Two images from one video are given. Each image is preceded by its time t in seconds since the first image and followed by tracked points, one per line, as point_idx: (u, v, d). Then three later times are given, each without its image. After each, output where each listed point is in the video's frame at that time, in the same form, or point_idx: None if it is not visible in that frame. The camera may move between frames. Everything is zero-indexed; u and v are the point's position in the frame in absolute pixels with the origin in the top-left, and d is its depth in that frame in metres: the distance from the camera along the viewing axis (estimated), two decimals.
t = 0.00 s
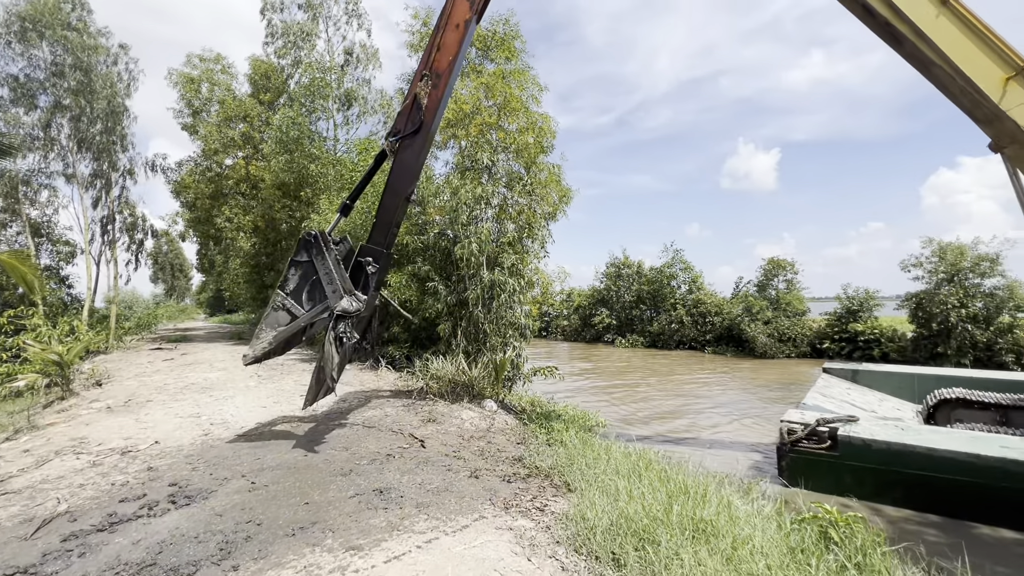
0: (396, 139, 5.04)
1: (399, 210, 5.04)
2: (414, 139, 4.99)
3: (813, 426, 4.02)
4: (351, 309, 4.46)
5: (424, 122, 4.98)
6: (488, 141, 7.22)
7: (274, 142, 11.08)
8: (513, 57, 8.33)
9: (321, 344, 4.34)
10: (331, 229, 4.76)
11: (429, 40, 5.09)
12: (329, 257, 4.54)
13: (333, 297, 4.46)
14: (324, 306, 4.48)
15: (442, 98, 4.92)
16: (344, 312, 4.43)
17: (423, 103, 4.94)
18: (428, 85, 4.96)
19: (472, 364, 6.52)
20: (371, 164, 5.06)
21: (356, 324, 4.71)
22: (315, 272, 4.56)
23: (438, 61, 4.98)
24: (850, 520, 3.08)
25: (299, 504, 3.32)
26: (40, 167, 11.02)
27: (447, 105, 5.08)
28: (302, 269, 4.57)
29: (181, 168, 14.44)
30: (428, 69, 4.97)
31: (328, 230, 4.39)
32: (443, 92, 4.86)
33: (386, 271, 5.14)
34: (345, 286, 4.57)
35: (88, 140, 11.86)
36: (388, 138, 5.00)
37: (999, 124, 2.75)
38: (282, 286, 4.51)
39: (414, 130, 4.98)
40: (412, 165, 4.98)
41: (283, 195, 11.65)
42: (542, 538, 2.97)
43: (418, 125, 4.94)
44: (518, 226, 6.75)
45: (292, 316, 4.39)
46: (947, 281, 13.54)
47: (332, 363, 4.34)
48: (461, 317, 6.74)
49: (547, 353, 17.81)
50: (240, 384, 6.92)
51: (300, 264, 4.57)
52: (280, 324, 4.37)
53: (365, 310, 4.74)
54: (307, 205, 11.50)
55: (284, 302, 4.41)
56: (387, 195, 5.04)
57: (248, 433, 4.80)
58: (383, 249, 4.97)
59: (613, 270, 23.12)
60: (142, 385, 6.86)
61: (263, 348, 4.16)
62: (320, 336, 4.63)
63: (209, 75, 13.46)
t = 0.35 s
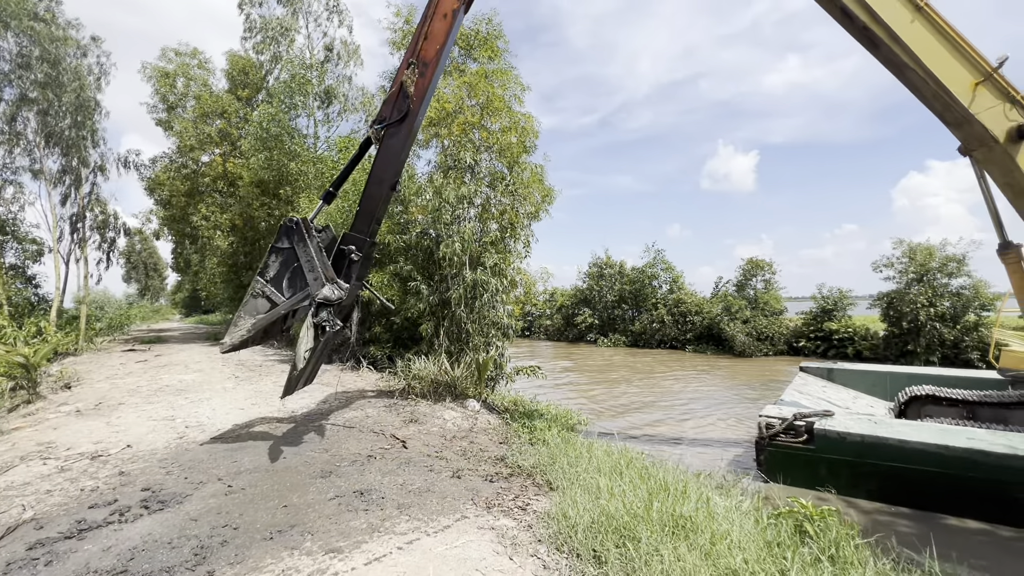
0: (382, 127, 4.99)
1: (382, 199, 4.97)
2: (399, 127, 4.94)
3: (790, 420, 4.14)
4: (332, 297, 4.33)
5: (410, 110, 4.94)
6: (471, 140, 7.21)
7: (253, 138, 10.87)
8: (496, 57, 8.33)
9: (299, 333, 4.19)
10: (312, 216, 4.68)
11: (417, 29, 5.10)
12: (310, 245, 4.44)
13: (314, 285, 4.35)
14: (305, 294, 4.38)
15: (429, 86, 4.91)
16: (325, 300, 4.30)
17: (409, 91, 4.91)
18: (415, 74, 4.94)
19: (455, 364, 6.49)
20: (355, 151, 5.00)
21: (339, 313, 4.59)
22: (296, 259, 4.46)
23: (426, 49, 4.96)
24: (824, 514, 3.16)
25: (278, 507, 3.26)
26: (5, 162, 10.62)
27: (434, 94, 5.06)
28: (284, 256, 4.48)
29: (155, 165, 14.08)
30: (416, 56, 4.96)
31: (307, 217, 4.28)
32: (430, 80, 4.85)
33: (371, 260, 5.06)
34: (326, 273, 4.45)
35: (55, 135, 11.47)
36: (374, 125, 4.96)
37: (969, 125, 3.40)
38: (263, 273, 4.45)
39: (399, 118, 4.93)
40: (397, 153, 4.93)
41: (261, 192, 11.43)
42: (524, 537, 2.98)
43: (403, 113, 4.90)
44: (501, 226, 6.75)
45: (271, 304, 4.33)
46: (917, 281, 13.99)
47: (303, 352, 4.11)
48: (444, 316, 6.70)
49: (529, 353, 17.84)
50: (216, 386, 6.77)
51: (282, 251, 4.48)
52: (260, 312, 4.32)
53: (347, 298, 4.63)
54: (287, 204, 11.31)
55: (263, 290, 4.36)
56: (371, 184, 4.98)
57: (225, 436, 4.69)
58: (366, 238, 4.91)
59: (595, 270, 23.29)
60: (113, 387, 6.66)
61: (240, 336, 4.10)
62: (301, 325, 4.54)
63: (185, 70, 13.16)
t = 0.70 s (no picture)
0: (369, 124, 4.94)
1: (368, 196, 4.92)
2: (386, 125, 4.90)
3: (771, 415, 4.21)
4: (319, 294, 4.28)
5: (397, 108, 4.90)
6: (455, 140, 7.20)
7: (232, 135, 10.66)
8: (480, 57, 8.32)
9: (286, 330, 4.13)
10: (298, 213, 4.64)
11: (405, 28, 5.06)
12: (296, 241, 4.38)
13: (300, 282, 4.29)
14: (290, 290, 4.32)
15: (416, 85, 4.87)
16: (312, 297, 4.25)
17: (397, 88, 4.86)
18: (404, 71, 4.90)
19: (438, 365, 6.45)
20: (341, 148, 4.95)
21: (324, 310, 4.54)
22: (282, 255, 4.40)
23: (414, 48, 4.93)
24: (802, 510, 3.23)
25: (257, 511, 3.20)
26: None
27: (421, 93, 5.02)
28: (269, 253, 4.42)
29: (130, 161, 13.71)
30: (403, 54, 4.92)
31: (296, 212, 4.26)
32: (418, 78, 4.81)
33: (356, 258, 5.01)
34: (313, 271, 4.40)
35: (23, 129, 11.09)
36: (360, 123, 4.89)
37: (941, 131, 4.04)
38: (248, 269, 4.37)
39: (387, 116, 4.89)
40: (384, 151, 4.88)
41: (240, 190, 11.22)
42: (507, 537, 2.97)
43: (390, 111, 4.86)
44: (485, 226, 6.74)
45: (256, 301, 4.25)
46: (890, 281, 14.41)
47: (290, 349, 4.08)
48: (427, 316, 6.65)
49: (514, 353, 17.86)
50: (193, 388, 6.62)
51: (267, 248, 4.42)
52: (244, 310, 4.22)
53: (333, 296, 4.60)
54: (267, 202, 11.13)
55: (248, 287, 4.27)
56: (357, 182, 4.93)
57: (202, 439, 4.59)
58: (352, 235, 4.86)
59: (579, 270, 23.42)
60: (85, 390, 6.46)
61: (223, 333, 3.99)
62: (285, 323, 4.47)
63: (161, 64, 12.86)
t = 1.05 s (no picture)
0: (356, 118, 4.89)
1: (354, 189, 4.85)
2: (373, 120, 4.85)
3: (752, 412, 4.29)
4: (304, 286, 4.22)
5: (385, 102, 4.85)
6: (439, 139, 7.18)
7: (210, 131, 10.44)
8: (464, 56, 8.31)
9: (270, 322, 4.07)
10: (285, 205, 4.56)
11: (393, 24, 5.04)
12: (281, 232, 4.31)
13: (285, 274, 4.21)
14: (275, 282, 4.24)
15: (405, 79, 4.83)
16: (297, 288, 4.19)
17: (385, 83, 4.82)
18: (392, 66, 4.87)
19: (421, 365, 6.41)
20: (328, 142, 4.89)
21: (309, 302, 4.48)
22: (266, 246, 4.32)
23: (402, 43, 4.90)
24: (780, 506, 3.30)
25: (235, 515, 3.14)
26: None
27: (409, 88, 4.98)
28: (253, 244, 4.34)
29: (102, 156, 13.32)
30: (392, 49, 4.89)
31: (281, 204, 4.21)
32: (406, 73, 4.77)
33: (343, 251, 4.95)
34: (298, 263, 4.34)
35: None
36: (348, 115, 4.84)
37: (914, 135, 4.18)
38: (232, 260, 4.27)
39: (374, 110, 4.84)
40: (370, 145, 4.83)
41: (219, 187, 10.99)
42: (491, 537, 2.97)
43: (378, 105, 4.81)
44: (470, 226, 6.73)
45: (239, 292, 4.15)
46: (865, 283, 14.82)
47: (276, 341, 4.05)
48: (411, 316, 6.60)
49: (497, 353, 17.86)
50: (169, 390, 6.46)
51: (252, 239, 4.34)
52: (227, 301, 4.12)
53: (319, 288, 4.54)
54: (246, 200, 10.92)
55: (231, 278, 4.18)
56: (344, 176, 4.87)
57: (178, 442, 4.47)
58: (338, 229, 4.79)
59: (562, 271, 23.54)
60: (54, 393, 6.26)
61: (205, 325, 3.89)
62: (269, 315, 4.40)
63: (135, 58, 12.53)
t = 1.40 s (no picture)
0: (342, 119, 4.84)
1: (340, 188, 4.79)
2: (359, 120, 4.80)
3: (734, 410, 4.37)
4: (288, 287, 4.15)
5: (372, 103, 4.81)
6: (423, 139, 7.14)
7: (187, 127, 10.19)
8: (449, 56, 8.27)
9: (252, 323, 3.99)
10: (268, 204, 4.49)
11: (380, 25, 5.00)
12: (265, 232, 4.23)
13: (268, 274, 4.14)
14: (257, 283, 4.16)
15: (391, 80, 4.79)
16: (280, 289, 4.12)
17: (372, 83, 4.78)
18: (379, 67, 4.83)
19: (405, 366, 6.35)
20: (313, 142, 4.83)
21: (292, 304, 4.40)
22: (249, 247, 4.23)
23: (389, 44, 4.86)
24: (760, 504, 3.35)
25: (213, 520, 3.07)
26: None
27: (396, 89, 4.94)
28: (235, 244, 4.25)
29: (75, 152, 12.93)
30: (378, 50, 4.84)
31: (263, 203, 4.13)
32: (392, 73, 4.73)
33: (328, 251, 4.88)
34: (282, 264, 4.26)
35: None
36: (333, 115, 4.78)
37: (888, 143, 4.29)
38: (214, 260, 4.19)
39: (360, 110, 4.79)
40: (356, 145, 4.77)
41: (197, 185, 10.76)
42: (474, 539, 2.96)
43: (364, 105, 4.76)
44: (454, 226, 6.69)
45: (221, 293, 4.07)
46: (841, 284, 15.20)
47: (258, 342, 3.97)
48: (394, 317, 6.52)
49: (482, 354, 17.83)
50: (144, 392, 6.29)
51: (234, 238, 4.25)
52: (208, 302, 4.04)
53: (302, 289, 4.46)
54: (225, 198, 10.71)
55: (212, 279, 4.08)
56: (329, 176, 4.81)
57: (153, 446, 4.36)
58: (323, 229, 4.72)
59: (546, 272, 23.62)
60: (22, 396, 6.05)
61: (186, 325, 3.80)
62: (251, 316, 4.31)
63: (109, 51, 12.19)
